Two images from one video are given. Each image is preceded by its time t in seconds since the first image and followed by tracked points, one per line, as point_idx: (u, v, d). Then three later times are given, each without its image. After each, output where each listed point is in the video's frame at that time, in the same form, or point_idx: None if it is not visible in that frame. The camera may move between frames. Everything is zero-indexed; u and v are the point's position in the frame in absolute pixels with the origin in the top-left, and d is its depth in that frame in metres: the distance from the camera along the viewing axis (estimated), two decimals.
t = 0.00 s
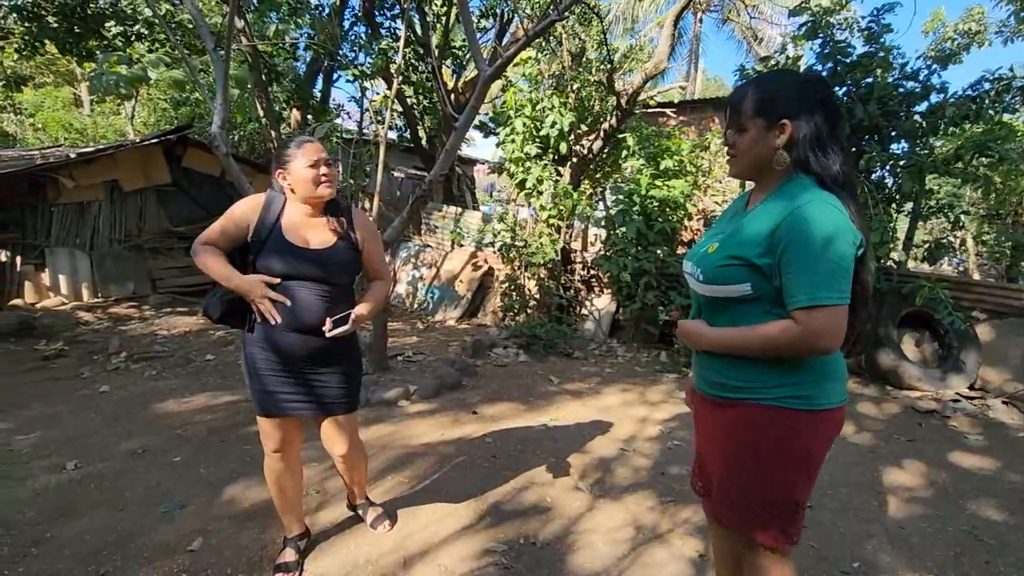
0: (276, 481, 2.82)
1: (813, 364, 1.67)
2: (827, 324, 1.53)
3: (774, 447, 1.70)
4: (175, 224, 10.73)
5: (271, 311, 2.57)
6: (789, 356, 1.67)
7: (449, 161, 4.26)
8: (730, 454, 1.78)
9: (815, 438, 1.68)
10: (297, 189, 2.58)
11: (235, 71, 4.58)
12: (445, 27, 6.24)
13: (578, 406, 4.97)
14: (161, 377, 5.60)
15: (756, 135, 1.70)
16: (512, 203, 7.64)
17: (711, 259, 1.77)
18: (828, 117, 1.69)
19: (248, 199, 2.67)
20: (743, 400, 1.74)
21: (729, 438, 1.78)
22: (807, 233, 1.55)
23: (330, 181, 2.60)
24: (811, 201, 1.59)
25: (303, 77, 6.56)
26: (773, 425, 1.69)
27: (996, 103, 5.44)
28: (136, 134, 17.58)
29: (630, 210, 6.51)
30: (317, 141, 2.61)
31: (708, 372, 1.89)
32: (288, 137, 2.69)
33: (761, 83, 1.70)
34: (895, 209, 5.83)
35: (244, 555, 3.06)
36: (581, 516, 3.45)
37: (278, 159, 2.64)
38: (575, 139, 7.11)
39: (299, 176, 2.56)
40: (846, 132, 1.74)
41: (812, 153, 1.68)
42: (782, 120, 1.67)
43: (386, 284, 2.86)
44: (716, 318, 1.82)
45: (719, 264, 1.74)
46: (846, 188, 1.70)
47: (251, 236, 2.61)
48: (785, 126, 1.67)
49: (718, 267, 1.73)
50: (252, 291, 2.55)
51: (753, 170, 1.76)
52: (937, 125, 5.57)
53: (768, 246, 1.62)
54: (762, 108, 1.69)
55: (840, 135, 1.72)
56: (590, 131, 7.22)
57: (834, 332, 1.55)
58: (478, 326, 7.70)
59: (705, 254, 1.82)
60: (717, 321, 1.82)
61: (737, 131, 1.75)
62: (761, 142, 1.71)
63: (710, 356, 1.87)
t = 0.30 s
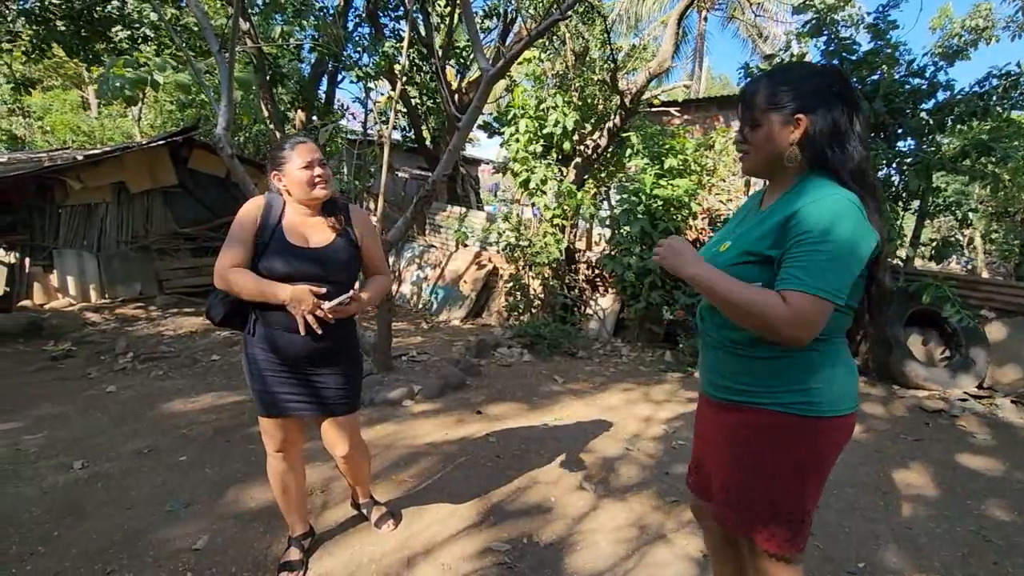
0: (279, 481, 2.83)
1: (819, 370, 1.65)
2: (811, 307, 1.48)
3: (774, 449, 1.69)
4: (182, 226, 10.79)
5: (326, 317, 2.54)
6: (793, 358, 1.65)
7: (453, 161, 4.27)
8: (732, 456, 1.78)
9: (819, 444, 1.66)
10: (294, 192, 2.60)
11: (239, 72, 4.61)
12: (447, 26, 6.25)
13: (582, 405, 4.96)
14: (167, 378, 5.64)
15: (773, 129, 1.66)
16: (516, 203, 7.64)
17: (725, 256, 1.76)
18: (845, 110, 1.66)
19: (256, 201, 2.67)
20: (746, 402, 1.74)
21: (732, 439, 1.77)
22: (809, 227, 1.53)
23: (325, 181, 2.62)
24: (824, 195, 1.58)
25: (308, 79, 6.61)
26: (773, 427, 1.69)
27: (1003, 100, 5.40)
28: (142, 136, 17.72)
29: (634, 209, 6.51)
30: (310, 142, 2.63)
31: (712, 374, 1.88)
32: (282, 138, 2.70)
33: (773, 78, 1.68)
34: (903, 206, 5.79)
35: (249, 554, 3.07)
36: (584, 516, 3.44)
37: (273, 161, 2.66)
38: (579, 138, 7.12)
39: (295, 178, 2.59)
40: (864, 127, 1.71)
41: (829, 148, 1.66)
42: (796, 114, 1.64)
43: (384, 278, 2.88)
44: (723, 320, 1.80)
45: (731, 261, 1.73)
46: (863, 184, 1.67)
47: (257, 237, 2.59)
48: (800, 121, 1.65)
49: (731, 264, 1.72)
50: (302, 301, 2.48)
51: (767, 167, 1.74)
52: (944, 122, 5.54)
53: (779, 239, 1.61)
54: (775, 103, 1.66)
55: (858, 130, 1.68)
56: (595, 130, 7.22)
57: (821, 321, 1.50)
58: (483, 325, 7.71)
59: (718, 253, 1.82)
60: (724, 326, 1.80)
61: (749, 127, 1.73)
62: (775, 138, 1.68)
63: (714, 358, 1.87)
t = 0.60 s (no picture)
0: (284, 481, 2.84)
1: (821, 372, 1.65)
2: (759, 264, 1.53)
3: (776, 451, 1.69)
4: (188, 228, 10.87)
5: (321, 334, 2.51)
6: (794, 361, 1.65)
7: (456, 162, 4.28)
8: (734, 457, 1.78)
9: (819, 445, 1.67)
10: (295, 192, 2.62)
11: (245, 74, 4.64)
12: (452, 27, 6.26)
13: (586, 406, 4.96)
14: (174, 379, 5.67)
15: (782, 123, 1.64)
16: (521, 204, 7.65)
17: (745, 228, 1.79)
18: (855, 105, 1.67)
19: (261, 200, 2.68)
20: (749, 405, 1.73)
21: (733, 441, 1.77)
22: (803, 215, 1.53)
23: (325, 181, 2.64)
24: (830, 189, 1.58)
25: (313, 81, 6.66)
26: (776, 429, 1.69)
27: (1009, 97, 5.40)
28: (149, 139, 17.84)
29: (638, 209, 6.52)
30: (311, 142, 2.65)
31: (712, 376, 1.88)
32: (283, 141, 2.72)
33: (781, 75, 1.67)
34: (909, 205, 5.76)
35: (255, 554, 3.08)
36: (587, 516, 3.43)
37: (273, 163, 2.67)
38: (583, 139, 7.12)
39: (295, 178, 2.61)
40: (876, 123, 1.71)
41: (840, 144, 1.66)
42: (806, 109, 1.64)
43: (387, 278, 2.87)
44: (723, 319, 1.80)
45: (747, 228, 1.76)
46: (874, 180, 1.68)
47: (260, 237, 2.60)
48: (809, 116, 1.64)
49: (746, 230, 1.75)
50: (301, 318, 2.44)
51: (775, 165, 1.73)
52: (950, 120, 5.50)
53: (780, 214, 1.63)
54: (783, 99, 1.65)
55: (868, 126, 1.68)
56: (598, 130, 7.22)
57: (762, 282, 1.56)
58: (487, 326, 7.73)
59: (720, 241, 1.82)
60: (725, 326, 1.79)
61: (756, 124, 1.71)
62: (784, 134, 1.67)
63: (715, 360, 1.86)
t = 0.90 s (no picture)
0: (289, 484, 2.84)
1: (824, 376, 1.64)
2: (756, 271, 1.54)
3: (781, 455, 1.68)
4: (193, 231, 10.92)
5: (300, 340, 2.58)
6: (797, 365, 1.65)
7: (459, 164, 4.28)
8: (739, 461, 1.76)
9: (824, 448, 1.66)
10: (300, 193, 2.63)
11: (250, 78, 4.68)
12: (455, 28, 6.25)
13: (590, 408, 4.95)
14: (179, 382, 5.69)
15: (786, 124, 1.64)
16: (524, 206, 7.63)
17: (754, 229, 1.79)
18: (858, 104, 1.66)
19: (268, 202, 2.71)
20: (754, 409, 1.72)
21: (738, 445, 1.76)
22: (804, 219, 1.53)
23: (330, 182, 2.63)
24: (834, 192, 1.57)
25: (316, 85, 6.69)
26: (781, 433, 1.68)
27: (1015, 97, 5.37)
28: (155, 144, 17.96)
29: (642, 211, 6.49)
30: (320, 144, 2.66)
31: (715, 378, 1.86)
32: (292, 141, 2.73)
33: (784, 75, 1.68)
34: (914, 206, 5.73)
35: (260, 557, 3.09)
36: (591, 518, 3.43)
37: (281, 163, 2.70)
38: (586, 141, 7.12)
39: (301, 179, 2.62)
40: (880, 124, 1.70)
41: (844, 143, 1.64)
42: (808, 107, 1.64)
43: (392, 281, 2.90)
44: (726, 320, 1.79)
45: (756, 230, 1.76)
46: (878, 180, 1.66)
47: (262, 240, 2.61)
48: (810, 114, 1.64)
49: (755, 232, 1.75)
50: (274, 325, 2.53)
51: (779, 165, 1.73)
52: (954, 121, 5.48)
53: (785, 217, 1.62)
54: (786, 98, 1.66)
55: (872, 126, 1.67)
56: (602, 132, 7.22)
57: (762, 288, 1.56)
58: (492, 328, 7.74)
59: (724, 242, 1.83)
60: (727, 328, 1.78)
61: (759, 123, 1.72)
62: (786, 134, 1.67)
63: (718, 361, 1.85)
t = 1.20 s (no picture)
0: (296, 485, 2.84)
1: (829, 378, 1.63)
2: (759, 270, 1.53)
3: (785, 456, 1.68)
4: (198, 235, 10.98)
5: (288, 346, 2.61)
6: (802, 367, 1.64)
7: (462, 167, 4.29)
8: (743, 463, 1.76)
9: (829, 448, 1.65)
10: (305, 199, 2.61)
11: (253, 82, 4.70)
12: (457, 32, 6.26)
13: (594, 411, 4.95)
14: (184, 385, 5.71)
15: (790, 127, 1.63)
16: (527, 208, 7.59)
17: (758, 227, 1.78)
18: (858, 105, 1.66)
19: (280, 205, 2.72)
20: (758, 410, 1.72)
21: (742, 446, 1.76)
22: (808, 219, 1.53)
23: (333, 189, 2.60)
24: (838, 194, 1.57)
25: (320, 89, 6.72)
26: (785, 434, 1.67)
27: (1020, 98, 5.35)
28: (160, 148, 18.05)
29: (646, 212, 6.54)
30: (324, 147, 2.59)
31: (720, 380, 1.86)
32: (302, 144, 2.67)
33: (783, 78, 1.68)
34: (918, 208, 5.72)
35: (265, 560, 3.09)
36: (596, 521, 3.42)
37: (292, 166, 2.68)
38: (589, 143, 7.11)
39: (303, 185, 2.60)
40: (880, 125, 1.70)
41: (847, 145, 1.64)
42: (809, 110, 1.63)
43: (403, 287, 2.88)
44: (729, 322, 1.79)
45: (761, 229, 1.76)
46: (881, 181, 1.66)
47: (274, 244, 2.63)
48: (811, 116, 1.64)
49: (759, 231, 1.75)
50: (261, 327, 2.55)
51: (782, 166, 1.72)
52: (959, 121, 5.46)
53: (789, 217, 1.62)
54: (786, 101, 1.66)
55: (872, 127, 1.67)
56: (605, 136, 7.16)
57: (765, 288, 1.56)
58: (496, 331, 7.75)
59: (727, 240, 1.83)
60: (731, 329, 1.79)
61: (761, 126, 1.71)
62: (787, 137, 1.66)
63: (722, 363, 1.85)
